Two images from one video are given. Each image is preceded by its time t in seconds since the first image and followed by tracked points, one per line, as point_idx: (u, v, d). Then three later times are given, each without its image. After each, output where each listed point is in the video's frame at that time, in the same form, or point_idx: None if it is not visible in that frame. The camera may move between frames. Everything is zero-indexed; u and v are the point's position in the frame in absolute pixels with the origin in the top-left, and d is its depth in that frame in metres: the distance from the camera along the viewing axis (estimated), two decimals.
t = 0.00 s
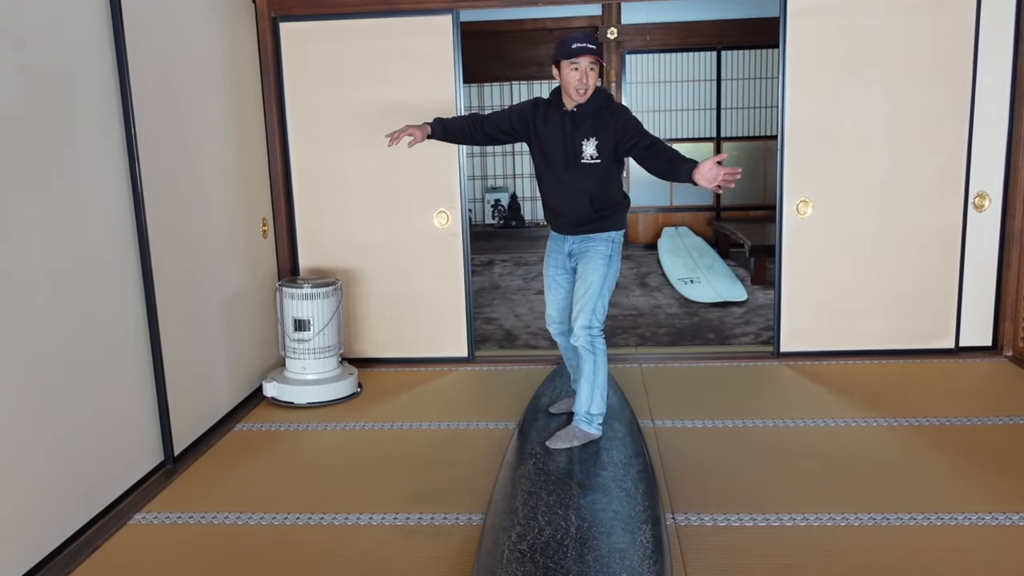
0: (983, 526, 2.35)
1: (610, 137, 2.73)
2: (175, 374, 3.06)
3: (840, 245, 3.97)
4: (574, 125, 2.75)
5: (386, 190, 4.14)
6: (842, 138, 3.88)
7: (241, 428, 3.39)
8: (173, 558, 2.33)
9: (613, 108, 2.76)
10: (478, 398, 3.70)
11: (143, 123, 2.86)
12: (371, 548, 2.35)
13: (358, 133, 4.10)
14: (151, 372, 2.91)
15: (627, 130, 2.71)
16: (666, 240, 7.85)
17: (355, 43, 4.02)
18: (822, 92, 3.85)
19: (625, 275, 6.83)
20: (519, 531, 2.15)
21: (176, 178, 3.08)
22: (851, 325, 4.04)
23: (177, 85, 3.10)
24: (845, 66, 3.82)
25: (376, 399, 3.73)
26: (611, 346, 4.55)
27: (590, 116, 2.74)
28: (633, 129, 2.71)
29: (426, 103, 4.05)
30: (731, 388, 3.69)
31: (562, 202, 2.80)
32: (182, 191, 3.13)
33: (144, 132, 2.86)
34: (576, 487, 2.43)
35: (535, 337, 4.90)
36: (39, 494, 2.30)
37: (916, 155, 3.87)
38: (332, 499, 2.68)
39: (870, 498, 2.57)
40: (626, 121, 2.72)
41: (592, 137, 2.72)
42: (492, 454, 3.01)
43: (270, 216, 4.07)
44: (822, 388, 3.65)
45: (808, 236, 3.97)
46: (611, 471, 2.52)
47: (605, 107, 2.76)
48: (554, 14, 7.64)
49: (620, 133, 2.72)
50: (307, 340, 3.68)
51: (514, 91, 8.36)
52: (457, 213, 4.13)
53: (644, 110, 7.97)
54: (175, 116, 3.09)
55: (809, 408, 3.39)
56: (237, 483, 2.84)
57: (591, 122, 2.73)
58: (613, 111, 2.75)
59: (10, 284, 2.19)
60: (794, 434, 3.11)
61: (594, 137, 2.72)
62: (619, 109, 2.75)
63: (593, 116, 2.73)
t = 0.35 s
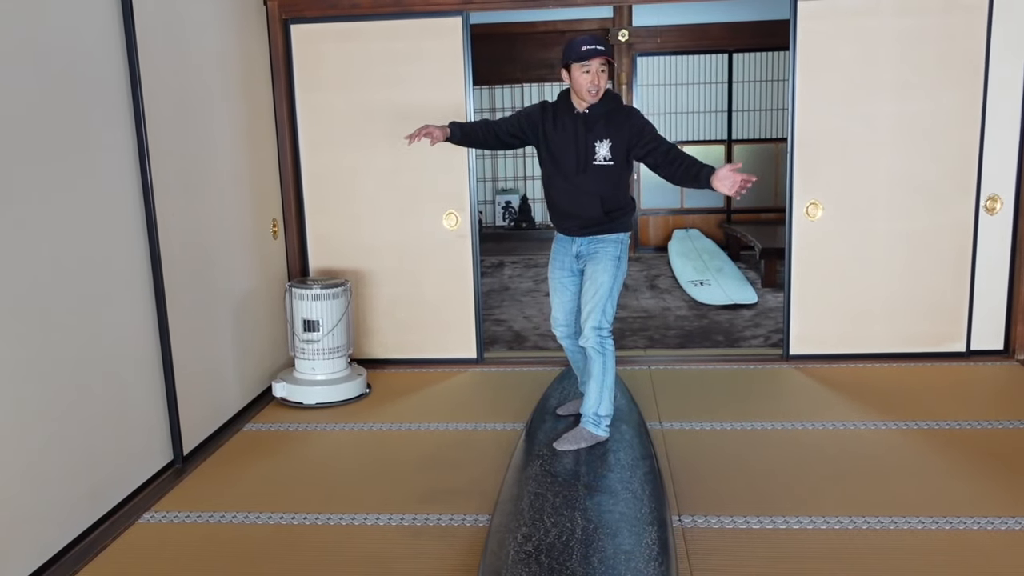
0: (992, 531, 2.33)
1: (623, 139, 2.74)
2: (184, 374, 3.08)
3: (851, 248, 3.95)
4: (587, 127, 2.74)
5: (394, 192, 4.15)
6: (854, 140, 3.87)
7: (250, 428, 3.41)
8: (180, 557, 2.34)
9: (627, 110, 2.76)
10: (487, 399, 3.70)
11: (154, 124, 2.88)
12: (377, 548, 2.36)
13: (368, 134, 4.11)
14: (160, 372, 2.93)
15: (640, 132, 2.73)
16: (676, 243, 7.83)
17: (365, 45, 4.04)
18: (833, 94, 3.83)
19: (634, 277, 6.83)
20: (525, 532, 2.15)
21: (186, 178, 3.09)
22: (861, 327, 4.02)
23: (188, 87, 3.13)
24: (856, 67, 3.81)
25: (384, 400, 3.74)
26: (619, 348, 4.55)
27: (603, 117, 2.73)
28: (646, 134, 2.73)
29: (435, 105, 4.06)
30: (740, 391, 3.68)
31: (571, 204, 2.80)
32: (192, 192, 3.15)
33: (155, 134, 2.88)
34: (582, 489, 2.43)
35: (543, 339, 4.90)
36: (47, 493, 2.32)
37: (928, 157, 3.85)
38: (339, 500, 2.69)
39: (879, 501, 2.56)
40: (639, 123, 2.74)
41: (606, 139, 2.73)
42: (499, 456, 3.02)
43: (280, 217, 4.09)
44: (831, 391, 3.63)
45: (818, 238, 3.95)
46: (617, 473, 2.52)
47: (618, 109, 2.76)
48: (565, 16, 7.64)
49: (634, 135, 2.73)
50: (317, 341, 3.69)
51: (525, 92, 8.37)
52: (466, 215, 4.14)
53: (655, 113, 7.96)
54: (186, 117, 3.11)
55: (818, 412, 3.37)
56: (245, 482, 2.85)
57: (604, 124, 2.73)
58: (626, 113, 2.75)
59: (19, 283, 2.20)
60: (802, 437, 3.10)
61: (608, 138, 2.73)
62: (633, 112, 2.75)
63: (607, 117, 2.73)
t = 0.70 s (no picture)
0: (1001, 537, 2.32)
1: (615, 144, 2.71)
2: (192, 374, 3.09)
3: (859, 251, 3.95)
4: (586, 131, 2.76)
5: (402, 194, 4.17)
6: (862, 143, 3.86)
7: (258, 429, 3.42)
8: (187, 557, 2.35)
9: (624, 114, 2.73)
10: (493, 401, 3.71)
11: (164, 126, 2.90)
12: (383, 549, 2.37)
13: (376, 136, 4.13)
14: (168, 373, 2.94)
15: (631, 136, 2.67)
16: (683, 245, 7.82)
17: (373, 47, 4.05)
18: (841, 97, 3.83)
19: (641, 279, 6.82)
20: (531, 533, 2.16)
21: (195, 180, 3.11)
22: (869, 332, 4.01)
23: (198, 89, 3.15)
24: (865, 70, 3.80)
25: (391, 402, 3.75)
26: (626, 350, 4.55)
27: (600, 122, 2.73)
28: (634, 142, 2.67)
29: (443, 107, 4.07)
30: (748, 394, 3.67)
31: (573, 207, 2.83)
32: (201, 193, 3.16)
33: (164, 135, 2.90)
34: (588, 491, 2.43)
35: (550, 341, 4.91)
36: (55, 491, 2.33)
37: (937, 161, 3.84)
38: (345, 501, 2.70)
39: (886, 505, 2.56)
40: (632, 127, 2.68)
41: (601, 143, 2.73)
42: (505, 458, 3.02)
43: (289, 218, 4.11)
44: (838, 394, 3.63)
45: (825, 242, 3.95)
46: (623, 475, 2.52)
47: (616, 112, 2.73)
48: (574, 19, 7.65)
49: (623, 139, 2.68)
50: (324, 342, 3.70)
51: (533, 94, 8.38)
52: (473, 217, 4.15)
53: (662, 116, 7.95)
54: (196, 119, 3.13)
55: (825, 416, 3.36)
56: (252, 483, 2.86)
57: (601, 128, 2.73)
58: (621, 118, 2.71)
59: (27, 284, 2.22)
60: (809, 441, 3.09)
61: (602, 143, 2.72)
62: (628, 116, 2.71)
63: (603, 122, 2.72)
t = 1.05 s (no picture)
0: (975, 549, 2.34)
1: (613, 170, 2.71)
2: (180, 374, 3.09)
3: (847, 262, 3.97)
4: (584, 149, 2.75)
5: (394, 197, 4.17)
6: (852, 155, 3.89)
7: (244, 430, 3.41)
8: (170, 557, 2.35)
9: (624, 140, 2.74)
10: (482, 405, 3.71)
11: (156, 125, 2.90)
12: (369, 551, 2.38)
13: (368, 138, 4.13)
14: (155, 372, 2.93)
15: (629, 167, 2.70)
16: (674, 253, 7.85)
17: (368, 49, 4.06)
18: (832, 108, 3.86)
19: (631, 286, 6.84)
20: (502, 538, 2.17)
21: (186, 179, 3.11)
22: (856, 342, 4.04)
23: (191, 89, 3.15)
24: (855, 83, 3.83)
25: (379, 404, 3.75)
26: (614, 357, 4.57)
27: (600, 143, 2.73)
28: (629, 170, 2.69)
29: (436, 110, 4.08)
30: (734, 402, 3.69)
31: (558, 220, 2.81)
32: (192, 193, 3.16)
33: (157, 134, 2.90)
34: (564, 498, 2.44)
35: (539, 346, 4.92)
36: (39, 489, 2.32)
37: (925, 174, 3.87)
38: (330, 503, 2.70)
39: (862, 516, 2.57)
40: (630, 157, 2.70)
41: (596, 165, 2.72)
42: (492, 462, 3.03)
43: (280, 219, 4.11)
44: (823, 404, 3.65)
45: (814, 252, 3.97)
46: (602, 483, 2.53)
47: (615, 137, 2.74)
48: (568, 25, 7.67)
49: (621, 168, 2.70)
50: (313, 344, 3.69)
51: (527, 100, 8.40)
52: (465, 221, 4.16)
53: (654, 123, 7.99)
54: (188, 118, 3.12)
55: (811, 426, 3.37)
56: (236, 484, 2.86)
57: (599, 150, 2.73)
58: (621, 144, 2.72)
59: (16, 281, 2.21)
60: (791, 449, 3.12)
61: (597, 166, 2.72)
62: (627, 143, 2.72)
63: (601, 145, 2.72)
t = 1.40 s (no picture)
0: (949, 561, 2.35)
1: (604, 193, 2.86)
2: (155, 376, 3.05)
3: (825, 274, 4.01)
4: (581, 168, 2.77)
5: (375, 202, 4.15)
6: (830, 168, 3.93)
7: (219, 433, 3.38)
8: (141, 562, 2.31)
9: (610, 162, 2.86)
10: (460, 412, 3.70)
11: (135, 125, 2.87)
12: (344, 558, 2.36)
13: (349, 142, 4.11)
14: (129, 374, 2.90)
15: (617, 192, 2.88)
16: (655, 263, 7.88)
17: (351, 53, 4.04)
18: (811, 121, 3.90)
19: (611, 294, 6.86)
20: (476, 546, 2.16)
21: (164, 180, 3.08)
22: (833, 353, 4.07)
23: (171, 89, 3.12)
24: (835, 97, 3.88)
25: (356, 409, 3.72)
26: (593, 365, 4.57)
27: (596, 164, 2.80)
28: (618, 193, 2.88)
29: (419, 115, 4.07)
30: (712, 412, 3.70)
31: (545, 237, 2.76)
32: (170, 194, 3.13)
33: (135, 134, 2.87)
34: (539, 506, 2.43)
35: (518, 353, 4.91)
36: (9, 492, 2.28)
37: (902, 188, 3.92)
38: (304, 509, 2.67)
39: (837, 527, 2.58)
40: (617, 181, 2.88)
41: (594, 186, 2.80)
42: (469, 469, 3.02)
43: (259, 222, 4.08)
44: (800, 415, 3.67)
45: (792, 264, 4.00)
46: (577, 491, 2.52)
47: (604, 158, 2.83)
48: (553, 33, 7.70)
49: (611, 192, 2.87)
50: (290, 348, 3.67)
51: (509, 107, 8.41)
52: (445, 227, 4.15)
53: (636, 133, 8.09)
54: (168, 119, 3.10)
55: (787, 436, 3.39)
56: (209, 488, 2.82)
57: (597, 172, 2.81)
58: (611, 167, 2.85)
59: None
60: (765, 459, 3.13)
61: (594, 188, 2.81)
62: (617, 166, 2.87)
63: (598, 167, 2.81)
